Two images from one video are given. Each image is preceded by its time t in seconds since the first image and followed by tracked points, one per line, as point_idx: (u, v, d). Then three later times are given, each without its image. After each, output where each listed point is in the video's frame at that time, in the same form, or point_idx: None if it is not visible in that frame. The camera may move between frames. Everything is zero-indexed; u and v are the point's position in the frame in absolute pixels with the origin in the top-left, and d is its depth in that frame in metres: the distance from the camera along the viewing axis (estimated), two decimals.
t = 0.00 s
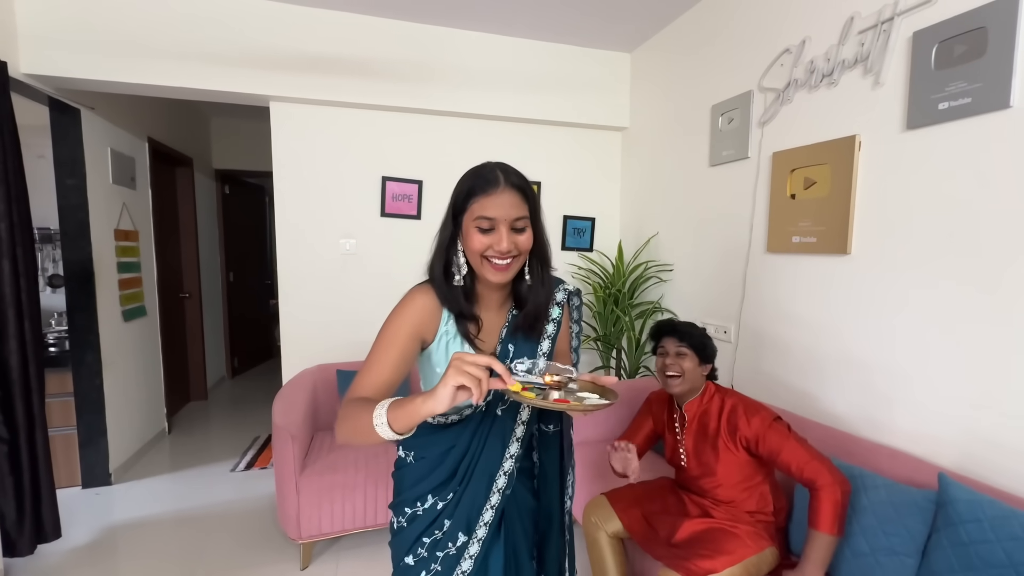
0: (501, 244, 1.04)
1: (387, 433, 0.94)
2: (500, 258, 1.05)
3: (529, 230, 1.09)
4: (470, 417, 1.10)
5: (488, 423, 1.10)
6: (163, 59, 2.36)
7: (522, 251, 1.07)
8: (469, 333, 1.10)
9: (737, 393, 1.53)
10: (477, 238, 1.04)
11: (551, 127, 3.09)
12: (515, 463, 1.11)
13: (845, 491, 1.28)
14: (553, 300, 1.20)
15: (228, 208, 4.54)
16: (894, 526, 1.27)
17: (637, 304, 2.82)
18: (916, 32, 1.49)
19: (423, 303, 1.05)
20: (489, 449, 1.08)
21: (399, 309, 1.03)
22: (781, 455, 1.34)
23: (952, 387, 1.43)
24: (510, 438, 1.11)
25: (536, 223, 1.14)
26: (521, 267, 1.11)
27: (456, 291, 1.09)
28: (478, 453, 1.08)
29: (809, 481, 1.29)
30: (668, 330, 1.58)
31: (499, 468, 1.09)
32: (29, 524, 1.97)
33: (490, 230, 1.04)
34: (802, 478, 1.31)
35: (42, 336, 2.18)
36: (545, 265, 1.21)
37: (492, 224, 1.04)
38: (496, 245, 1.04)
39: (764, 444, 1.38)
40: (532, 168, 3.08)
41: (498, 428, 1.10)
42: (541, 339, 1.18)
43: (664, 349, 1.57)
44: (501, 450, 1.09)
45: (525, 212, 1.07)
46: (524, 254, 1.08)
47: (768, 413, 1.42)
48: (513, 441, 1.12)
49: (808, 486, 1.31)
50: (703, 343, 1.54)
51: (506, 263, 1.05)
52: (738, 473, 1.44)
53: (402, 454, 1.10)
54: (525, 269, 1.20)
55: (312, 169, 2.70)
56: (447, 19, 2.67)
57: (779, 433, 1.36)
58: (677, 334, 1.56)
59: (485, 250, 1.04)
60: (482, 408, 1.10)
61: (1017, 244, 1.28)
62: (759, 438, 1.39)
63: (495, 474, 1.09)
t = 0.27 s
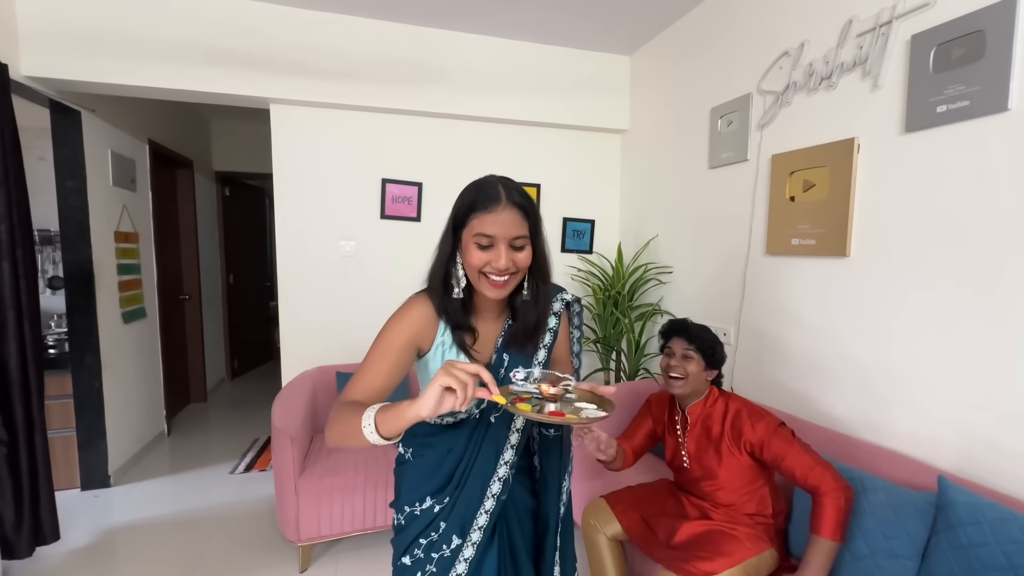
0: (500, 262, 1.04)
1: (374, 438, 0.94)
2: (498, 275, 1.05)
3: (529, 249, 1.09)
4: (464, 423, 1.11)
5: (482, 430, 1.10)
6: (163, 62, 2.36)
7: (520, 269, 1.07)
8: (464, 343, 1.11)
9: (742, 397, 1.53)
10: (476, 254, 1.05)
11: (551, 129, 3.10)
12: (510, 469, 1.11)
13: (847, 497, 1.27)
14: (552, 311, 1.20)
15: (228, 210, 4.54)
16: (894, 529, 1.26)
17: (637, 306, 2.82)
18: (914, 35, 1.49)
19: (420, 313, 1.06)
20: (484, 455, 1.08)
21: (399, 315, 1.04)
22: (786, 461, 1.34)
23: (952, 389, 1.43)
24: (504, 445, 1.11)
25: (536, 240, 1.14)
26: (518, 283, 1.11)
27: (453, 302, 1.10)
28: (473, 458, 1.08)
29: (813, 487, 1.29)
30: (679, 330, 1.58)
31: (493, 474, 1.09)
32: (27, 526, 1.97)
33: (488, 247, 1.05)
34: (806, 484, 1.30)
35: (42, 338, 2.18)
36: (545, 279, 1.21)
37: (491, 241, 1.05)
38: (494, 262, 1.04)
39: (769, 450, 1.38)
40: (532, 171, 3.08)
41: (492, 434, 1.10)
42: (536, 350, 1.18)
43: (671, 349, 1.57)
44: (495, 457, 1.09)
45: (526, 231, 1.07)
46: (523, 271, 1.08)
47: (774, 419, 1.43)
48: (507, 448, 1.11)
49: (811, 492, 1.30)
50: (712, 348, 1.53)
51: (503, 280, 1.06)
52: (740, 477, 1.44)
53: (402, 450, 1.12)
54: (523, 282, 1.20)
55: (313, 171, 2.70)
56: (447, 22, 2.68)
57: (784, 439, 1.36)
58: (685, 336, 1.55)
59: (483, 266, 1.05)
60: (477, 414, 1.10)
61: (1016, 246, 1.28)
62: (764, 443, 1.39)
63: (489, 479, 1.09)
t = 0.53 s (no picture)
0: (502, 278, 1.05)
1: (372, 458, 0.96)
2: (501, 292, 1.06)
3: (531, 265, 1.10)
4: (464, 433, 1.12)
5: (480, 442, 1.10)
6: (163, 64, 2.37)
7: (523, 286, 1.08)
8: (463, 362, 1.13)
9: (744, 405, 1.52)
10: (479, 271, 1.05)
11: (551, 131, 3.10)
12: (508, 481, 1.12)
13: (851, 505, 1.24)
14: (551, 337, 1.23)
15: (228, 211, 4.54)
16: (893, 532, 1.26)
17: (636, 309, 2.82)
18: (912, 38, 1.50)
19: (419, 333, 1.07)
20: (482, 466, 1.09)
21: (400, 335, 1.06)
22: (786, 470, 1.32)
23: (952, 392, 1.43)
24: (503, 457, 1.11)
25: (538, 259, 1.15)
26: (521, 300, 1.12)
27: (455, 321, 1.11)
28: (471, 468, 1.08)
29: (815, 495, 1.26)
30: (675, 340, 1.55)
31: (491, 485, 1.10)
32: (25, 528, 1.97)
33: (492, 264, 1.06)
34: (807, 492, 1.27)
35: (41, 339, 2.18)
36: (546, 299, 1.22)
37: (494, 258, 1.06)
38: (497, 278, 1.05)
39: (770, 458, 1.36)
40: (531, 172, 3.08)
41: (490, 447, 1.10)
42: (532, 369, 1.22)
43: (665, 361, 1.55)
44: (492, 470, 1.10)
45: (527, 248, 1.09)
46: (525, 288, 1.09)
47: (776, 427, 1.41)
48: (505, 460, 1.12)
49: (814, 500, 1.27)
50: (707, 360, 1.50)
51: (506, 297, 1.06)
52: (741, 484, 1.43)
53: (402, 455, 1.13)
54: (524, 302, 1.21)
55: (312, 173, 2.71)
56: (447, 24, 2.68)
57: (785, 446, 1.34)
58: (678, 349, 1.53)
59: (486, 283, 1.05)
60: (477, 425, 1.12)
61: (1015, 248, 1.28)
62: (765, 452, 1.38)
63: (487, 490, 1.10)
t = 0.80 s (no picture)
0: (502, 293, 1.08)
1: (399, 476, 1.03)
2: (501, 307, 1.09)
3: (530, 281, 1.14)
4: (462, 445, 1.16)
5: (477, 454, 1.14)
6: (164, 65, 2.37)
7: (522, 301, 1.11)
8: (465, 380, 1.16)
9: (748, 413, 1.50)
10: (480, 287, 1.09)
11: (551, 134, 3.11)
12: (504, 492, 1.14)
13: (856, 515, 1.24)
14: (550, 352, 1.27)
15: (228, 213, 4.55)
16: (892, 536, 1.26)
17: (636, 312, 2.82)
18: (910, 42, 1.50)
19: (421, 351, 1.09)
20: (478, 478, 1.12)
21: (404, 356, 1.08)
22: (791, 481, 1.31)
23: (950, 396, 1.43)
24: (499, 469, 1.14)
25: (536, 276, 1.19)
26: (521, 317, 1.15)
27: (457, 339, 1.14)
28: (468, 480, 1.12)
29: (821, 505, 1.26)
30: (671, 350, 1.52)
31: (488, 495, 1.12)
32: (23, 530, 1.96)
33: (492, 280, 1.09)
34: (813, 502, 1.27)
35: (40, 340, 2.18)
36: (545, 317, 1.26)
37: (494, 274, 1.09)
38: (497, 294, 1.08)
39: (776, 468, 1.35)
40: (531, 175, 3.09)
41: (486, 459, 1.14)
42: (530, 382, 1.25)
43: (661, 373, 1.52)
44: (489, 481, 1.13)
45: (525, 264, 1.13)
46: (525, 304, 1.12)
47: (782, 437, 1.40)
48: (501, 472, 1.15)
49: (819, 509, 1.27)
50: (704, 370, 1.46)
51: (506, 312, 1.09)
52: (744, 492, 1.43)
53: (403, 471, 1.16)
54: (524, 320, 1.25)
55: (312, 175, 2.71)
56: (447, 27, 2.69)
57: (790, 456, 1.33)
58: (672, 359, 1.49)
59: (487, 299, 1.08)
60: (473, 435, 1.17)
61: (1015, 251, 1.28)
62: (769, 461, 1.37)
63: (484, 501, 1.12)
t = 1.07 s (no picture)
0: (501, 277, 1.10)
1: (413, 452, 1.03)
2: (502, 292, 1.10)
3: (529, 268, 1.16)
4: (461, 437, 1.17)
5: (475, 443, 1.15)
6: (165, 64, 2.37)
7: (522, 287, 1.13)
8: (464, 369, 1.19)
9: (755, 420, 1.49)
10: (482, 273, 1.11)
11: (551, 133, 3.10)
12: (501, 483, 1.14)
13: (863, 521, 1.25)
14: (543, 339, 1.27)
15: (228, 212, 4.55)
16: (892, 536, 1.25)
17: (636, 311, 2.82)
18: (911, 41, 1.50)
19: (423, 341, 1.12)
20: (475, 470, 1.12)
21: (408, 342, 1.11)
22: (799, 488, 1.31)
23: (951, 396, 1.43)
24: (497, 458, 1.15)
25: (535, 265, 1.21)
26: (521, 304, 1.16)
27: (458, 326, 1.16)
28: (465, 470, 1.12)
29: (828, 511, 1.26)
30: (672, 355, 1.51)
31: (485, 486, 1.13)
32: (23, 528, 1.96)
33: (493, 266, 1.11)
34: (820, 508, 1.27)
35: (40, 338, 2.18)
36: (541, 306, 1.28)
37: (495, 260, 1.12)
38: (498, 278, 1.10)
39: (783, 476, 1.35)
40: (531, 174, 3.08)
41: (484, 449, 1.14)
42: (526, 371, 1.25)
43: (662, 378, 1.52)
44: (487, 471, 1.13)
45: (524, 251, 1.16)
46: (524, 288, 1.14)
47: (790, 446, 1.39)
48: (499, 462, 1.15)
49: (825, 515, 1.27)
50: (705, 377, 1.46)
51: (507, 297, 1.11)
52: (748, 497, 1.43)
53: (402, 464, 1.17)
54: (522, 309, 1.27)
55: (312, 174, 2.71)
56: (447, 26, 2.69)
57: (798, 464, 1.32)
58: (673, 365, 1.49)
59: (488, 284, 1.10)
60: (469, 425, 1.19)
61: (1017, 250, 1.28)
62: (776, 468, 1.37)
63: (481, 492, 1.12)
